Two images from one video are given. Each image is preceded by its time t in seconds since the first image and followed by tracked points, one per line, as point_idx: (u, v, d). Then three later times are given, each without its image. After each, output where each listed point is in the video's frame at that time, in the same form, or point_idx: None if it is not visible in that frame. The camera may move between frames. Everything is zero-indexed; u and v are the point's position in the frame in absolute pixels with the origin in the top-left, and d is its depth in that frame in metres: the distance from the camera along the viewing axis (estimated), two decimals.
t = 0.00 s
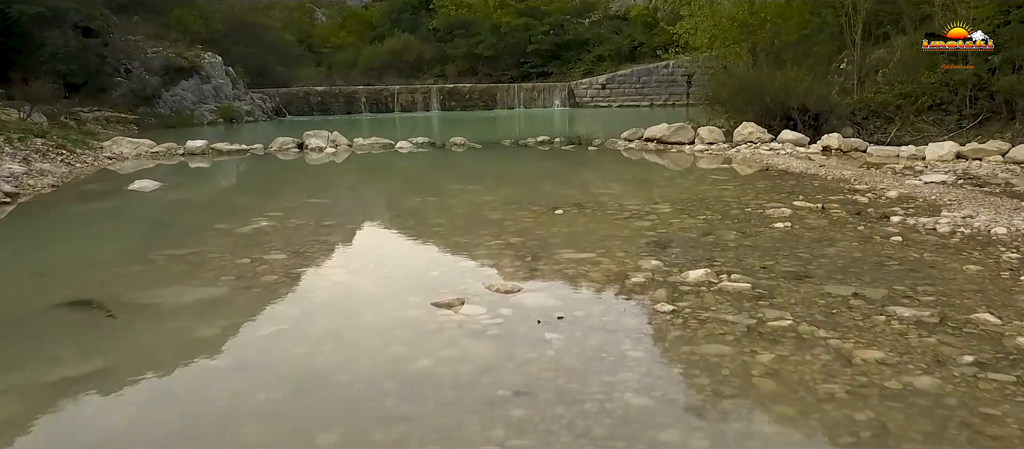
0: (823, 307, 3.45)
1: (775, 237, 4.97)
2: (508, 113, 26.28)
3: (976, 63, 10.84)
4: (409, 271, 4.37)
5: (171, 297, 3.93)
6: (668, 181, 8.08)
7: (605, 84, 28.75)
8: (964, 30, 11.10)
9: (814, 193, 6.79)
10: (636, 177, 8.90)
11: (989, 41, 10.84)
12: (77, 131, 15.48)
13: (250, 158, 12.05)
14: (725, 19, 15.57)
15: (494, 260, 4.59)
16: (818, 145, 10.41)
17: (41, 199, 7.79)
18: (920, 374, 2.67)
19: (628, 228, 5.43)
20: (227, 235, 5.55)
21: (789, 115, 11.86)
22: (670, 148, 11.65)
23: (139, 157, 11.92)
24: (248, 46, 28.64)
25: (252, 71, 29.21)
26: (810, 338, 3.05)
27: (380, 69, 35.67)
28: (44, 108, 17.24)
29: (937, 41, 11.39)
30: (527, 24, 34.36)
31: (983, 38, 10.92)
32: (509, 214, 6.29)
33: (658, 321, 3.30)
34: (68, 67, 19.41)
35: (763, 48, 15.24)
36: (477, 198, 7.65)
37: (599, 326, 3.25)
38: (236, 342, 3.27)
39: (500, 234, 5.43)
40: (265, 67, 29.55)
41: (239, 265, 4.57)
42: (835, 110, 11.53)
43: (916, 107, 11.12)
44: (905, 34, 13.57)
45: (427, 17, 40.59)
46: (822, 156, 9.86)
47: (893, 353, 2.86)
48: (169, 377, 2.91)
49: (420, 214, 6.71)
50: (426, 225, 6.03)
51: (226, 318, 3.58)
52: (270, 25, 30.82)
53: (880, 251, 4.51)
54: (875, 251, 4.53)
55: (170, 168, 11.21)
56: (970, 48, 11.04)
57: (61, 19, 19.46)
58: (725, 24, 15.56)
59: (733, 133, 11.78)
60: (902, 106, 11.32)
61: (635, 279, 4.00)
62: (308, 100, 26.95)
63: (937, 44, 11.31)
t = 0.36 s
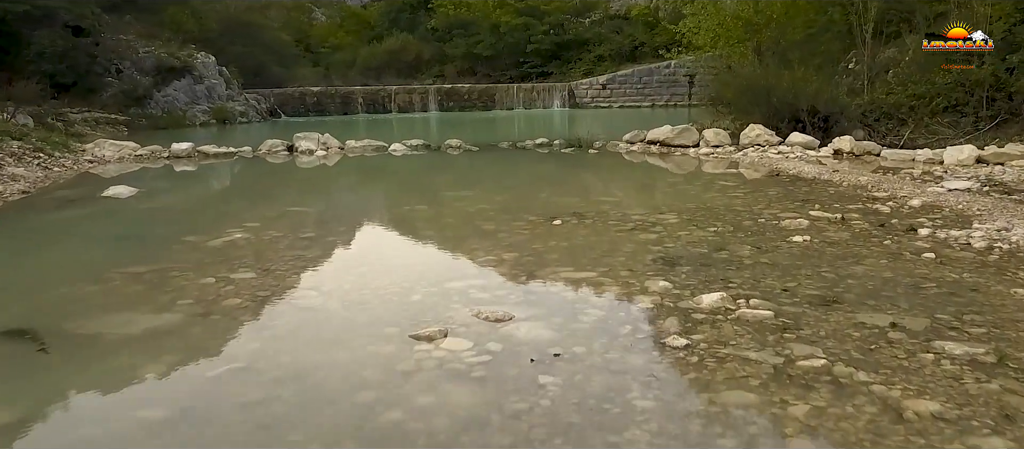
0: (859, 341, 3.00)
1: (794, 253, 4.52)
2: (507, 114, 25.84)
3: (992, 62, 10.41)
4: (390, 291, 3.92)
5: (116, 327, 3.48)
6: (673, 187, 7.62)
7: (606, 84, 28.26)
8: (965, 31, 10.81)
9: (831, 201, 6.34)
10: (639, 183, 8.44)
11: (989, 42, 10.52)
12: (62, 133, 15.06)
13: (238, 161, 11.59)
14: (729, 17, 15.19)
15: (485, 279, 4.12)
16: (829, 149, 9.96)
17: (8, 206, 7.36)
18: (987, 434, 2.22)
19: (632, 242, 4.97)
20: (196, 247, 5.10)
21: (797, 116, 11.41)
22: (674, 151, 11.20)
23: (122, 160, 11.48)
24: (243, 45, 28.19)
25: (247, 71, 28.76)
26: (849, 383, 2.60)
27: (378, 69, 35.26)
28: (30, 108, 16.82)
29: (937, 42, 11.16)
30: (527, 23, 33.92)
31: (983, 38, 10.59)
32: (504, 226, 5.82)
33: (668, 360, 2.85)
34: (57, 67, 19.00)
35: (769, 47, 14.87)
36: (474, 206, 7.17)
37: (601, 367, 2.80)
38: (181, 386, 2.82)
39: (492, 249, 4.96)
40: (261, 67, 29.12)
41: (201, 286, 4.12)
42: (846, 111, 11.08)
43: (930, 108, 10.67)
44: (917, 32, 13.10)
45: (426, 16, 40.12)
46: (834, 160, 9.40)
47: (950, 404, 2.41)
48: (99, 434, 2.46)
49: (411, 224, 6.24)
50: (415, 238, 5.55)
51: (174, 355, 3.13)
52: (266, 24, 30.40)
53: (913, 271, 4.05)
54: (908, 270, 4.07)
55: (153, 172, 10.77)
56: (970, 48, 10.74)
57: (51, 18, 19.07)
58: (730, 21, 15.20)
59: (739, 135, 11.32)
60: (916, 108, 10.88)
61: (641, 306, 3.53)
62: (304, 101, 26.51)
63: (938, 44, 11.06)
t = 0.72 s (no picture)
0: (904, 388, 2.54)
1: (816, 272, 4.06)
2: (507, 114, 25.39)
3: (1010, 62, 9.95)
4: (363, 317, 3.47)
5: (46, 363, 3.04)
6: (677, 193, 7.16)
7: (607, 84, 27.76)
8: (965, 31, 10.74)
9: (849, 211, 5.88)
10: (639, 189, 7.96)
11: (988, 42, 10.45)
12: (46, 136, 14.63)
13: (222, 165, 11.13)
14: (734, 15, 14.72)
15: (469, 302, 3.63)
16: (840, 152, 9.50)
17: None
18: None
19: (633, 259, 4.49)
20: (156, 264, 4.66)
21: (806, 118, 10.95)
22: (677, 154, 10.74)
23: (102, 163, 11.03)
24: (238, 45, 27.75)
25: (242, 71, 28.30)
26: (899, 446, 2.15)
27: (376, 70, 35.10)
28: (15, 109, 16.40)
29: (937, 41, 11.09)
30: (526, 22, 33.46)
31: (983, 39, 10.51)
32: (494, 240, 5.31)
33: (680, 412, 2.40)
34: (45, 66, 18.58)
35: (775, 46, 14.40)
36: (463, 214, 6.67)
37: (600, 422, 2.35)
38: (104, 441, 2.38)
39: (481, 265, 4.50)
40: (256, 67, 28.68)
41: (150, 312, 3.66)
42: (857, 112, 10.62)
43: (945, 109, 10.23)
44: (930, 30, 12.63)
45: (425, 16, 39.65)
46: (845, 165, 8.95)
47: None
48: None
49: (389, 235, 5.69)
50: (394, 252, 5.02)
51: (102, 400, 2.69)
52: (262, 23, 29.97)
53: (952, 295, 3.60)
54: (946, 294, 3.62)
55: (134, 176, 10.33)
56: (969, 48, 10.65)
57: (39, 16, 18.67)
58: (734, 19, 14.73)
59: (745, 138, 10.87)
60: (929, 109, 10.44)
61: (645, 340, 3.06)
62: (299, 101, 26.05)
63: (938, 44, 10.99)
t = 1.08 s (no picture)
0: None
1: (843, 297, 3.60)
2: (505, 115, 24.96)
3: None
4: (327, 352, 3.02)
5: None
6: (682, 200, 6.71)
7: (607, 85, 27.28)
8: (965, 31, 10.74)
9: (869, 221, 5.42)
10: (642, 194, 7.51)
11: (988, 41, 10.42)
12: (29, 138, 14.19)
13: (205, 168, 10.70)
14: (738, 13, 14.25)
15: (447, 334, 3.18)
16: (851, 155, 9.06)
17: None
18: None
19: (636, 278, 4.04)
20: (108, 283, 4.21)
21: (815, 119, 10.48)
22: (680, 157, 10.29)
23: (81, 166, 10.58)
24: (232, 44, 27.31)
25: (236, 71, 27.85)
26: None
27: (374, 70, 34.78)
28: None
29: (937, 42, 11.14)
30: (525, 21, 33.03)
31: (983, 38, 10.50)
32: (484, 253, 4.86)
33: None
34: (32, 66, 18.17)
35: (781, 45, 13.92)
36: (454, 223, 6.22)
37: None
38: None
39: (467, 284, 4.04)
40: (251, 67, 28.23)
41: (84, 344, 3.20)
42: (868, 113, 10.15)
43: (961, 110, 9.73)
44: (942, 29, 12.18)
45: (423, 15, 39.19)
46: (858, 169, 8.51)
47: None
48: None
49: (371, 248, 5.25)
50: (371, 268, 4.57)
51: None
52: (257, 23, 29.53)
53: (1001, 325, 3.14)
54: (994, 324, 3.16)
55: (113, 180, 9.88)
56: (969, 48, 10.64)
57: (28, 15, 18.27)
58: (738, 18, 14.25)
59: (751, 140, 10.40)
60: (944, 110, 9.92)
61: (650, 384, 2.60)
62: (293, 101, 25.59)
63: (938, 43, 11.03)
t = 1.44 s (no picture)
0: None
1: (873, 329, 3.14)
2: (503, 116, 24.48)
3: None
4: (271, 403, 2.56)
5: None
6: (685, 209, 6.26)
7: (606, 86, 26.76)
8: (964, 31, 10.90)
9: (893, 236, 4.95)
10: (643, 201, 7.06)
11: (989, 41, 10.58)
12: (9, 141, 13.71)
13: (187, 172, 10.27)
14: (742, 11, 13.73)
15: (415, 377, 2.74)
16: (863, 160, 8.60)
17: None
18: None
19: (637, 304, 3.58)
20: (41, 309, 3.73)
21: (823, 121, 10.03)
22: (682, 161, 9.84)
23: (56, 171, 10.12)
24: (226, 44, 26.85)
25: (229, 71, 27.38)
26: None
27: (371, 70, 34.36)
28: None
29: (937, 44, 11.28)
30: (524, 20, 32.55)
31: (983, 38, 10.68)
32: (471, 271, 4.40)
33: None
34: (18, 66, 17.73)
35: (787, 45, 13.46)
36: (441, 236, 5.75)
37: None
38: None
39: (445, 308, 3.58)
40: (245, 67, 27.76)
41: None
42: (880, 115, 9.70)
43: (978, 112, 9.29)
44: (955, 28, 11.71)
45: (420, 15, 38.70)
46: (870, 174, 8.06)
47: None
48: None
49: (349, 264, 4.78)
50: (343, 286, 4.12)
51: None
52: (252, 22, 29.06)
53: None
54: None
55: (89, 185, 9.43)
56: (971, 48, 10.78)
57: (13, 13, 17.84)
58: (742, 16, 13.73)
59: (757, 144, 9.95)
60: (959, 111, 9.54)
61: None
62: (287, 102, 25.19)
63: (938, 44, 11.25)
